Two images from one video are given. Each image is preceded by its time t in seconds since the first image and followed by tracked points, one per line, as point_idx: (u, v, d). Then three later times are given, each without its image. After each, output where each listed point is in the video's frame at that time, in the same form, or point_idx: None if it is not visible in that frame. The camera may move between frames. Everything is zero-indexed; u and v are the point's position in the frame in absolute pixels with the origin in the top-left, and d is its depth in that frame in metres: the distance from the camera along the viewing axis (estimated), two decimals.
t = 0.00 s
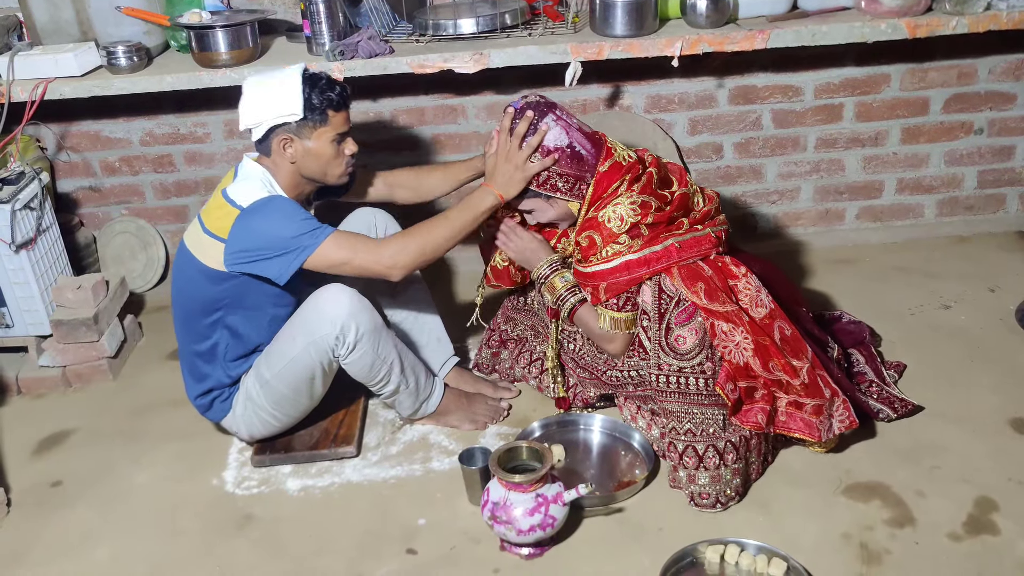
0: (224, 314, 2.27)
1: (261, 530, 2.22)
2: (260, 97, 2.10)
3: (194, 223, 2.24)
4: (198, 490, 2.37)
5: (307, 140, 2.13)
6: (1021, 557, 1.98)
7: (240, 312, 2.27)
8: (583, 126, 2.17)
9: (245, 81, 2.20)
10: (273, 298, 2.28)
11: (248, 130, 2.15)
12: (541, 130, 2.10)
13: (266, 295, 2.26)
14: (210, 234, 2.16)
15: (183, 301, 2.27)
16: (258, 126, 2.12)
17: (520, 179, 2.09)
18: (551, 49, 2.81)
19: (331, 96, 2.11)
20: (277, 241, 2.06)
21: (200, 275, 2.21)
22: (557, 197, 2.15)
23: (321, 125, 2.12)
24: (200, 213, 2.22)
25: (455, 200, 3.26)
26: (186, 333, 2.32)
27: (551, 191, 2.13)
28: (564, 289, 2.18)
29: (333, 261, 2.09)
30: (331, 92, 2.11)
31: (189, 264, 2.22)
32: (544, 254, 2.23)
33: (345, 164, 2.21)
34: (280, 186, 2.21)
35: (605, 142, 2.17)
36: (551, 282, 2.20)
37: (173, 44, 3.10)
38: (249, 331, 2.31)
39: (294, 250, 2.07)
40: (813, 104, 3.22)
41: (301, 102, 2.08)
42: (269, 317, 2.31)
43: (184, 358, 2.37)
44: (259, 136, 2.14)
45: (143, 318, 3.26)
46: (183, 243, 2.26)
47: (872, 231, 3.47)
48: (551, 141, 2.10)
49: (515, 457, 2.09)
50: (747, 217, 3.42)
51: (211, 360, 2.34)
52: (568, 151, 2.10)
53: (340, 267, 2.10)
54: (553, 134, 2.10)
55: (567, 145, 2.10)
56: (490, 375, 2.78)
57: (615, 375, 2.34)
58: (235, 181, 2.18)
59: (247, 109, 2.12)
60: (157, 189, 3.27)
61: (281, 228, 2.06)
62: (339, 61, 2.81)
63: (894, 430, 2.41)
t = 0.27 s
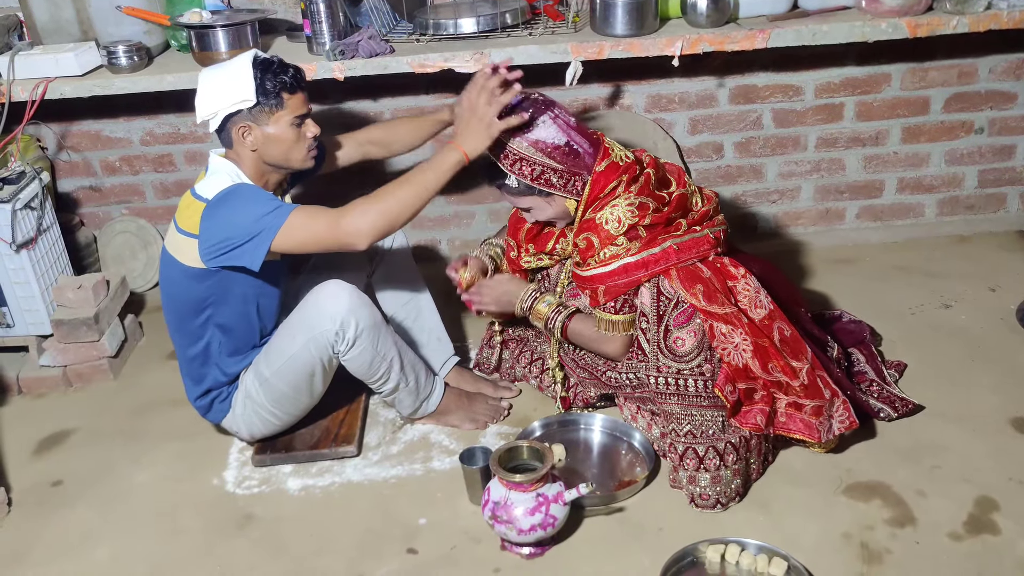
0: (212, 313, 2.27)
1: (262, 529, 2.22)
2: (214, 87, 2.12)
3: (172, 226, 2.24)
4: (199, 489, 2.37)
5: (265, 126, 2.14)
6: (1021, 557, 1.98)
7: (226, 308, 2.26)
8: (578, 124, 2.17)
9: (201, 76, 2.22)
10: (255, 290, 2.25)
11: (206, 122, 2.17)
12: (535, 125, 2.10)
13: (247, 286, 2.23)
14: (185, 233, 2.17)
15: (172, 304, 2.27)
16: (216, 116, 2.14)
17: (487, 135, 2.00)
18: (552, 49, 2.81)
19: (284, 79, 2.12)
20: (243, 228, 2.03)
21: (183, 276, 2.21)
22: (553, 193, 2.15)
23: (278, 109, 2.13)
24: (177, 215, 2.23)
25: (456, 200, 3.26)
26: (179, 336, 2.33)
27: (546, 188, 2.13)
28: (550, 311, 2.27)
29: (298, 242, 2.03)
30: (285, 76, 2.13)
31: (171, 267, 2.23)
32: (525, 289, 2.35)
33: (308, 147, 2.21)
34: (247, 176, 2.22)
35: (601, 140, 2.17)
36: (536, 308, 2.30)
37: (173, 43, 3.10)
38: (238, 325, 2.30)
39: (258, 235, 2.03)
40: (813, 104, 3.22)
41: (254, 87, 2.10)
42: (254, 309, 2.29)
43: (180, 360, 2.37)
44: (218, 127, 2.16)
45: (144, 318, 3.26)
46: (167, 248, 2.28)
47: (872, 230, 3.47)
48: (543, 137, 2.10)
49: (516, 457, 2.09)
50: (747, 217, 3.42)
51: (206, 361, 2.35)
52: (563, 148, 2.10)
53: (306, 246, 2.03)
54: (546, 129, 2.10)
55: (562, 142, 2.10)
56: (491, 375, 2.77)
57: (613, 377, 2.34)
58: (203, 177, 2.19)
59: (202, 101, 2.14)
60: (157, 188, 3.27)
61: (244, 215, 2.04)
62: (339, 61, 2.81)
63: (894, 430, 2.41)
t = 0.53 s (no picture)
0: (212, 313, 2.27)
1: (262, 529, 2.22)
2: (230, 87, 2.11)
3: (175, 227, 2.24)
4: (200, 489, 2.37)
5: (278, 129, 2.13)
6: (1022, 556, 1.98)
7: (227, 308, 2.26)
8: (563, 127, 2.16)
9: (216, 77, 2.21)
10: (257, 292, 2.26)
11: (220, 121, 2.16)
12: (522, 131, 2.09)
13: (249, 287, 2.23)
14: (186, 232, 2.17)
15: (172, 304, 2.27)
16: (229, 115, 2.12)
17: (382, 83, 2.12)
18: (553, 49, 2.81)
19: (299, 84, 2.13)
20: (244, 231, 2.05)
21: (184, 276, 2.21)
22: (541, 199, 2.14)
23: (291, 113, 2.13)
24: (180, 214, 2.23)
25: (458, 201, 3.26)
26: (179, 337, 2.33)
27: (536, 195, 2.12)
28: (540, 366, 2.31)
29: (293, 246, 2.04)
30: (301, 81, 2.13)
31: (172, 267, 2.23)
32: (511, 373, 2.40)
33: (319, 152, 2.21)
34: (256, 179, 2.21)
35: (587, 143, 2.16)
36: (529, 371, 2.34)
37: (174, 43, 3.10)
38: (237, 326, 2.30)
39: (258, 239, 2.04)
40: (814, 103, 3.22)
41: (269, 89, 2.09)
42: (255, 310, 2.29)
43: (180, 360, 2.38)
44: (231, 127, 2.15)
45: (145, 317, 3.26)
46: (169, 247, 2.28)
47: (873, 230, 3.47)
48: (528, 142, 2.09)
49: (517, 456, 2.09)
50: (748, 216, 3.42)
51: (207, 362, 2.35)
52: (550, 154, 2.09)
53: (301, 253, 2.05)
54: (530, 135, 2.09)
55: (549, 148, 2.10)
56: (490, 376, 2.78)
57: (606, 381, 2.31)
58: (209, 176, 2.19)
59: (216, 99, 2.12)
60: (158, 188, 3.27)
61: (245, 218, 2.05)
62: (339, 61, 2.84)
63: (895, 430, 2.41)
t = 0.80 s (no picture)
0: (223, 312, 2.27)
1: (263, 529, 2.22)
2: (279, 97, 2.11)
3: (198, 220, 2.24)
4: (201, 489, 2.37)
5: (319, 144, 2.13)
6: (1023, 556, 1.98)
7: (239, 310, 2.27)
8: (575, 126, 2.17)
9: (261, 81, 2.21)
10: (271, 298, 2.27)
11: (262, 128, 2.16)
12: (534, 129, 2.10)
13: (266, 292, 2.25)
14: (213, 231, 2.16)
15: (181, 299, 2.28)
16: (273, 125, 2.13)
17: (471, 147, 2.11)
18: (553, 49, 2.81)
19: (347, 103, 2.12)
20: (278, 242, 2.06)
21: (200, 273, 2.20)
22: (549, 196, 2.14)
23: (334, 130, 2.13)
24: (204, 212, 2.22)
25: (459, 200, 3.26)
26: (185, 332, 2.33)
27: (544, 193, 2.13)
28: (546, 338, 2.29)
29: (329, 267, 2.08)
30: (348, 99, 2.12)
31: (189, 263, 2.23)
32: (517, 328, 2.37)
33: (353, 170, 2.22)
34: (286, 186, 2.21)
35: (596, 142, 2.17)
36: (533, 340, 2.31)
37: (174, 43, 3.10)
38: (248, 328, 2.31)
39: (293, 253, 2.07)
40: (814, 103, 3.22)
41: (318, 105, 2.09)
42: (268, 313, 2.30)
43: (184, 356, 2.38)
44: (273, 136, 2.15)
45: (145, 317, 3.26)
46: (185, 241, 2.27)
47: (873, 229, 3.47)
48: (540, 140, 2.10)
49: (517, 456, 2.09)
50: (749, 216, 3.42)
51: (211, 359, 2.35)
52: (562, 152, 2.10)
53: (338, 274, 2.10)
54: (542, 134, 2.10)
55: (561, 146, 2.10)
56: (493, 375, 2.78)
57: (613, 378, 2.34)
58: (240, 180, 2.19)
59: (263, 106, 2.13)
60: (159, 188, 3.27)
61: (282, 229, 2.06)
62: (340, 61, 2.81)
63: (896, 430, 2.41)
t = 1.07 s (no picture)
0: (241, 311, 2.27)
1: (264, 528, 2.22)
2: (324, 106, 2.10)
3: (222, 216, 2.23)
4: (201, 489, 2.37)
5: (358, 158, 2.13)
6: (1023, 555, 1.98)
7: (258, 312, 2.27)
8: (582, 125, 2.18)
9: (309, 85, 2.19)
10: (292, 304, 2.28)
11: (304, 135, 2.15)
12: (550, 130, 2.11)
13: (291, 298, 2.26)
14: (243, 231, 2.15)
15: (199, 293, 2.27)
16: (316, 135, 2.12)
17: (527, 175, 2.10)
18: (553, 48, 2.81)
19: (391, 121, 2.11)
20: (312, 247, 2.07)
21: (222, 271, 2.20)
22: (552, 197, 2.16)
23: (375, 146, 2.12)
24: (231, 210, 2.21)
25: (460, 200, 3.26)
26: (198, 326, 2.33)
27: (548, 192, 2.15)
28: (560, 289, 2.17)
29: (363, 273, 2.11)
30: (392, 117, 2.11)
31: (213, 259, 2.22)
32: (541, 254, 2.23)
33: (386, 186, 2.21)
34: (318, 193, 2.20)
35: (603, 141, 2.17)
36: (547, 282, 2.20)
37: (175, 43, 3.10)
38: (263, 330, 2.31)
39: (327, 258, 2.09)
40: (815, 102, 3.22)
41: (362, 121, 2.08)
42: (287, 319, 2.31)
43: (194, 350, 2.37)
44: (314, 144, 2.14)
45: (145, 317, 3.26)
46: (207, 237, 2.25)
47: (874, 229, 3.47)
48: (557, 141, 2.11)
49: (517, 456, 2.09)
50: (749, 215, 3.42)
51: (220, 356, 2.35)
52: (571, 152, 2.11)
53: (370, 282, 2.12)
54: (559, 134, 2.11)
55: (570, 146, 2.11)
56: (493, 374, 2.78)
57: (613, 376, 2.33)
58: (271, 182, 2.19)
59: (309, 115, 2.11)
60: (159, 187, 3.27)
61: (317, 235, 2.07)
62: (340, 60, 2.82)
63: (896, 430, 2.41)
